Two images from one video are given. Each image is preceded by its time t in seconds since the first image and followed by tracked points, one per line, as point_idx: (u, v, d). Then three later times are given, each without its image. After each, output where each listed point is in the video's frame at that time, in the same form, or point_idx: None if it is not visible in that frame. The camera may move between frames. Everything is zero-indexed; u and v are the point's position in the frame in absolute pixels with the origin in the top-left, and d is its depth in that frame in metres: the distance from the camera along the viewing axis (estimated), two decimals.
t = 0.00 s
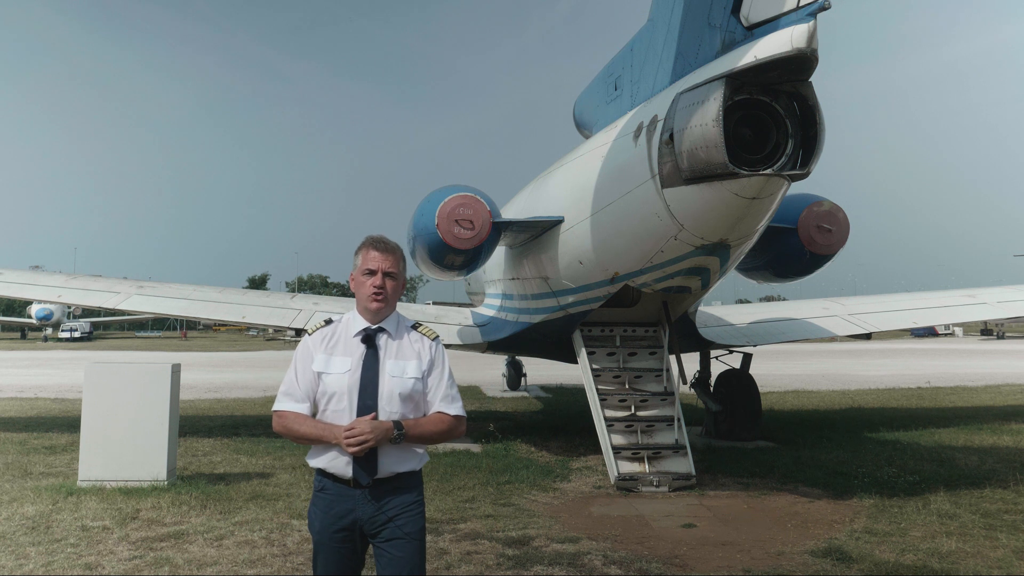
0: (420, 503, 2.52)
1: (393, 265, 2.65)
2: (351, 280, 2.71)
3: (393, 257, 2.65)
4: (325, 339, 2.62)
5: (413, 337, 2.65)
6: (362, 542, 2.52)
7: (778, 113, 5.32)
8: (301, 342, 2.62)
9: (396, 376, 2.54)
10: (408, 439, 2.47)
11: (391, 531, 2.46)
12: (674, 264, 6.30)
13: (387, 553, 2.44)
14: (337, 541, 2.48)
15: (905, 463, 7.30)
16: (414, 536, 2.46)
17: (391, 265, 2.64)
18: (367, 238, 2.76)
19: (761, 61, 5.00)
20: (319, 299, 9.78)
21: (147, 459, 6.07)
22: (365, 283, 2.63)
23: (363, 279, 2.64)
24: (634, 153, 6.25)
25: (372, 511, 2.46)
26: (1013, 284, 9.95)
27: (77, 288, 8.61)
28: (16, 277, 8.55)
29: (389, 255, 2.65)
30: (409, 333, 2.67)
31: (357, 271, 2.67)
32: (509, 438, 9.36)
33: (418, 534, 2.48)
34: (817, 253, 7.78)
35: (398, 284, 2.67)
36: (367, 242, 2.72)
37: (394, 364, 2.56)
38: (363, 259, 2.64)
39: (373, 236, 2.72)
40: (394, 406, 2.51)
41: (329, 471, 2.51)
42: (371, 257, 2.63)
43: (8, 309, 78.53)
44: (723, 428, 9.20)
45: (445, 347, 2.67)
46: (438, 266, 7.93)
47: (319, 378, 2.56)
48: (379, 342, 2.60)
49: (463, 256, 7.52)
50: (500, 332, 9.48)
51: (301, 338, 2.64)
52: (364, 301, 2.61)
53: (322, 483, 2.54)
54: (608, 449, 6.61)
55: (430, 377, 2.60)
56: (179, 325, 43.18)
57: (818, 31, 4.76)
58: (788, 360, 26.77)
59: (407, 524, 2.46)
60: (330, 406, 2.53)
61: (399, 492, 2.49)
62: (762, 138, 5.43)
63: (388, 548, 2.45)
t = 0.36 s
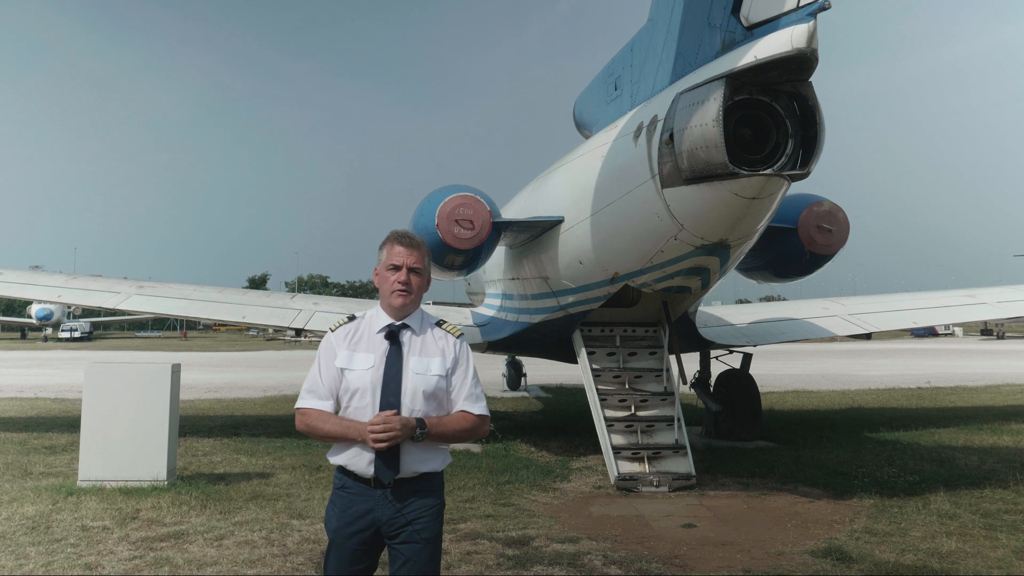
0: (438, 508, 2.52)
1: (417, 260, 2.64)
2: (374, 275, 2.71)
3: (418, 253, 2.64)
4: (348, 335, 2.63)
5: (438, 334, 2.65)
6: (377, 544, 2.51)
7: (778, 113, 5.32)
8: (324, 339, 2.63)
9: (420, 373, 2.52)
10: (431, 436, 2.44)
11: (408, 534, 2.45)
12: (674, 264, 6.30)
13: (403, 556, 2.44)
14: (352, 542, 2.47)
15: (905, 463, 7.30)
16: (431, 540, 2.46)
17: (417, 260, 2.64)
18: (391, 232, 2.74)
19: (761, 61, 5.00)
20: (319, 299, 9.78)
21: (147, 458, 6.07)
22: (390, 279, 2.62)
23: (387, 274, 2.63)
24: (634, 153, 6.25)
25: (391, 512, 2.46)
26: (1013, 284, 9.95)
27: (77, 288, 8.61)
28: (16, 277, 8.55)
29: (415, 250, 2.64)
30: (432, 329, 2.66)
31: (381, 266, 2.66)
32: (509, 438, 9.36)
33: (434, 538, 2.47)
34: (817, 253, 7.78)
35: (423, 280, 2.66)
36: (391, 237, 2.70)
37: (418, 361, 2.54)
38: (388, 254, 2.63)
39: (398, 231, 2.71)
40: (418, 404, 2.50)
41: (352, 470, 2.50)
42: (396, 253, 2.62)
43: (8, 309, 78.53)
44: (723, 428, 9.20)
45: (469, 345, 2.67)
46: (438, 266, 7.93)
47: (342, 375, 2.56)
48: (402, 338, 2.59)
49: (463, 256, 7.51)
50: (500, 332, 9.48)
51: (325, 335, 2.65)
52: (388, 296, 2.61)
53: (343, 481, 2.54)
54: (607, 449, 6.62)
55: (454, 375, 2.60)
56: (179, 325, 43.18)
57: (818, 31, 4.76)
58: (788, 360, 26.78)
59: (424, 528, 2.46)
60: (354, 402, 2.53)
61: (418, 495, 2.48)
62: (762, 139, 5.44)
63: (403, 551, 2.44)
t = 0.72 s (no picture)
0: (449, 513, 2.51)
1: (434, 262, 2.63)
2: (391, 274, 2.71)
3: (435, 254, 2.64)
4: (363, 336, 2.64)
5: (453, 337, 2.65)
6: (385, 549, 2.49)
7: (778, 113, 5.32)
8: (339, 339, 2.65)
9: (433, 374, 2.52)
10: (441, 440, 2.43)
11: (418, 539, 2.44)
12: (674, 264, 6.30)
13: (412, 561, 2.43)
14: (360, 543, 2.46)
15: (906, 463, 7.30)
16: (441, 546, 2.45)
17: (433, 261, 2.63)
18: (410, 231, 2.74)
19: (761, 61, 5.00)
20: (319, 299, 9.78)
21: (147, 459, 6.07)
22: (405, 278, 2.62)
23: (403, 274, 2.63)
24: (634, 153, 6.25)
25: (402, 516, 2.45)
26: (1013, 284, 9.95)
27: (78, 288, 8.61)
28: (16, 277, 8.55)
29: (432, 251, 2.64)
30: (447, 331, 2.66)
31: (397, 265, 2.66)
32: (509, 438, 9.36)
33: (443, 544, 2.47)
34: (817, 253, 7.78)
35: (438, 281, 2.65)
36: (409, 236, 2.70)
37: (432, 362, 2.54)
38: (405, 254, 2.64)
39: (416, 231, 2.71)
40: (431, 406, 2.49)
41: (365, 472, 2.50)
42: (413, 253, 2.63)
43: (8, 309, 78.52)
44: (723, 428, 9.20)
45: (484, 347, 2.65)
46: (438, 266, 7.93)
47: (356, 375, 2.57)
48: (416, 339, 2.59)
49: (463, 256, 7.51)
50: (501, 332, 9.49)
51: (340, 335, 2.67)
52: (402, 296, 2.61)
53: (357, 482, 2.54)
54: (607, 449, 6.61)
55: (468, 377, 2.58)
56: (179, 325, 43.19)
57: (818, 31, 4.76)
58: (789, 360, 26.78)
59: (433, 534, 2.45)
60: (367, 403, 2.54)
61: (430, 499, 2.48)
62: (762, 139, 5.44)
63: (412, 556, 2.43)
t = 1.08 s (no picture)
0: (454, 515, 2.52)
1: (434, 261, 2.63)
2: (392, 275, 2.71)
3: (435, 253, 2.63)
4: (367, 338, 2.65)
5: (457, 335, 2.65)
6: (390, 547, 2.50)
7: (778, 113, 5.32)
8: (344, 341, 2.65)
9: (439, 374, 2.52)
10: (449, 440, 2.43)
11: (425, 541, 2.45)
12: (674, 264, 6.30)
13: (418, 562, 2.43)
14: (364, 543, 2.46)
15: (905, 463, 7.30)
16: (446, 548, 2.46)
17: (433, 260, 2.62)
18: (408, 231, 2.74)
19: (761, 61, 5.00)
20: (319, 299, 9.78)
21: (147, 458, 6.07)
22: (406, 279, 2.62)
23: (404, 275, 2.63)
24: (634, 153, 6.25)
25: (407, 517, 2.44)
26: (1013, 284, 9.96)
27: (78, 288, 8.61)
28: (16, 277, 8.55)
29: (432, 250, 2.63)
30: (451, 330, 2.66)
31: (398, 266, 2.66)
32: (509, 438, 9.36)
33: (448, 547, 2.47)
34: (817, 253, 7.78)
35: (439, 280, 2.65)
36: (408, 237, 2.70)
37: (436, 361, 2.54)
38: (405, 255, 2.63)
39: (415, 231, 2.70)
40: (437, 406, 2.49)
41: (370, 473, 2.50)
42: (413, 253, 2.62)
43: (8, 309, 78.51)
44: (723, 428, 9.20)
45: (489, 346, 2.65)
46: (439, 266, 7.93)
47: (361, 377, 2.57)
48: (420, 339, 2.60)
49: (463, 256, 7.50)
50: (500, 332, 9.49)
51: (344, 337, 2.67)
52: (404, 298, 2.61)
53: (361, 482, 2.53)
54: (607, 449, 6.61)
55: (473, 376, 2.58)
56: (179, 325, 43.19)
57: (818, 31, 4.76)
58: (789, 360, 26.80)
59: (439, 535, 2.46)
60: (372, 405, 2.54)
61: (436, 501, 2.48)
62: (762, 139, 5.44)
63: (417, 558, 2.44)
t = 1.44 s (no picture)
0: (449, 516, 2.53)
1: (423, 262, 2.62)
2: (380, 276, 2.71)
3: (423, 253, 2.63)
4: (359, 339, 2.62)
5: (450, 335, 2.65)
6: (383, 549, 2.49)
7: (778, 113, 5.32)
8: (335, 343, 2.63)
9: (435, 375, 2.52)
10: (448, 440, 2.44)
11: (420, 542, 2.45)
12: (674, 264, 6.30)
13: (413, 563, 2.43)
14: (358, 545, 2.44)
15: (905, 463, 7.29)
16: (442, 549, 2.47)
17: (422, 261, 2.62)
18: (395, 231, 2.73)
19: (761, 61, 5.00)
20: (319, 299, 9.78)
21: (147, 458, 6.07)
22: (395, 280, 2.62)
23: (393, 276, 2.63)
24: (634, 153, 6.25)
25: (403, 519, 2.44)
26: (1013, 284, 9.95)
27: (78, 288, 8.60)
28: (16, 277, 8.55)
29: (419, 251, 2.62)
30: (444, 330, 2.67)
31: (386, 268, 2.65)
32: (509, 438, 9.36)
33: (443, 549, 2.47)
34: (817, 253, 7.78)
35: (429, 281, 2.65)
36: (396, 237, 2.69)
37: (432, 362, 2.55)
38: (393, 257, 2.63)
39: (402, 231, 2.69)
40: (434, 407, 2.50)
41: (365, 477, 2.48)
42: (401, 255, 2.61)
43: (8, 309, 78.52)
44: (723, 428, 9.20)
45: (482, 345, 2.67)
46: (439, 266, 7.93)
47: (354, 379, 2.55)
48: (414, 340, 2.59)
49: (463, 256, 7.50)
50: (501, 332, 9.49)
51: (334, 339, 2.64)
52: (394, 299, 2.61)
53: (355, 484, 2.50)
54: (607, 449, 6.62)
55: (467, 376, 2.60)
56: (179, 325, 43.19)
57: (818, 31, 4.75)
58: (789, 360, 26.80)
59: (435, 537, 2.46)
60: (367, 407, 2.53)
61: (431, 502, 2.48)
62: (762, 139, 5.44)
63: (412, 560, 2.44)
